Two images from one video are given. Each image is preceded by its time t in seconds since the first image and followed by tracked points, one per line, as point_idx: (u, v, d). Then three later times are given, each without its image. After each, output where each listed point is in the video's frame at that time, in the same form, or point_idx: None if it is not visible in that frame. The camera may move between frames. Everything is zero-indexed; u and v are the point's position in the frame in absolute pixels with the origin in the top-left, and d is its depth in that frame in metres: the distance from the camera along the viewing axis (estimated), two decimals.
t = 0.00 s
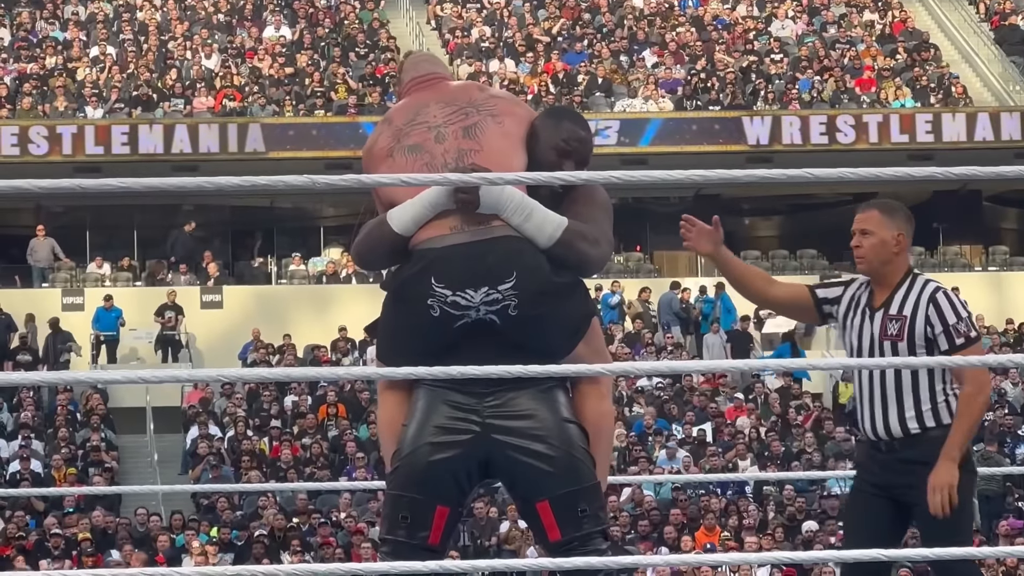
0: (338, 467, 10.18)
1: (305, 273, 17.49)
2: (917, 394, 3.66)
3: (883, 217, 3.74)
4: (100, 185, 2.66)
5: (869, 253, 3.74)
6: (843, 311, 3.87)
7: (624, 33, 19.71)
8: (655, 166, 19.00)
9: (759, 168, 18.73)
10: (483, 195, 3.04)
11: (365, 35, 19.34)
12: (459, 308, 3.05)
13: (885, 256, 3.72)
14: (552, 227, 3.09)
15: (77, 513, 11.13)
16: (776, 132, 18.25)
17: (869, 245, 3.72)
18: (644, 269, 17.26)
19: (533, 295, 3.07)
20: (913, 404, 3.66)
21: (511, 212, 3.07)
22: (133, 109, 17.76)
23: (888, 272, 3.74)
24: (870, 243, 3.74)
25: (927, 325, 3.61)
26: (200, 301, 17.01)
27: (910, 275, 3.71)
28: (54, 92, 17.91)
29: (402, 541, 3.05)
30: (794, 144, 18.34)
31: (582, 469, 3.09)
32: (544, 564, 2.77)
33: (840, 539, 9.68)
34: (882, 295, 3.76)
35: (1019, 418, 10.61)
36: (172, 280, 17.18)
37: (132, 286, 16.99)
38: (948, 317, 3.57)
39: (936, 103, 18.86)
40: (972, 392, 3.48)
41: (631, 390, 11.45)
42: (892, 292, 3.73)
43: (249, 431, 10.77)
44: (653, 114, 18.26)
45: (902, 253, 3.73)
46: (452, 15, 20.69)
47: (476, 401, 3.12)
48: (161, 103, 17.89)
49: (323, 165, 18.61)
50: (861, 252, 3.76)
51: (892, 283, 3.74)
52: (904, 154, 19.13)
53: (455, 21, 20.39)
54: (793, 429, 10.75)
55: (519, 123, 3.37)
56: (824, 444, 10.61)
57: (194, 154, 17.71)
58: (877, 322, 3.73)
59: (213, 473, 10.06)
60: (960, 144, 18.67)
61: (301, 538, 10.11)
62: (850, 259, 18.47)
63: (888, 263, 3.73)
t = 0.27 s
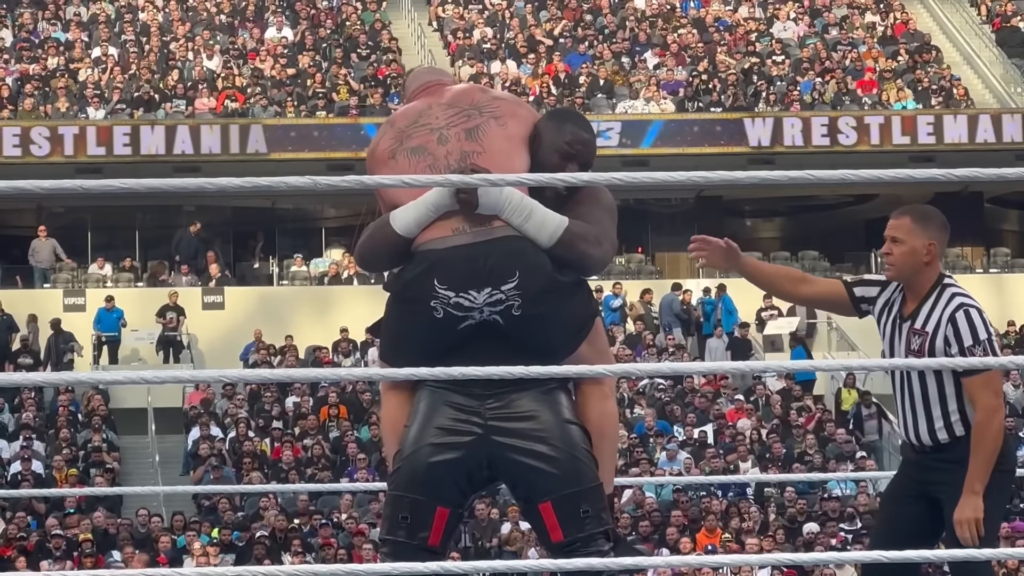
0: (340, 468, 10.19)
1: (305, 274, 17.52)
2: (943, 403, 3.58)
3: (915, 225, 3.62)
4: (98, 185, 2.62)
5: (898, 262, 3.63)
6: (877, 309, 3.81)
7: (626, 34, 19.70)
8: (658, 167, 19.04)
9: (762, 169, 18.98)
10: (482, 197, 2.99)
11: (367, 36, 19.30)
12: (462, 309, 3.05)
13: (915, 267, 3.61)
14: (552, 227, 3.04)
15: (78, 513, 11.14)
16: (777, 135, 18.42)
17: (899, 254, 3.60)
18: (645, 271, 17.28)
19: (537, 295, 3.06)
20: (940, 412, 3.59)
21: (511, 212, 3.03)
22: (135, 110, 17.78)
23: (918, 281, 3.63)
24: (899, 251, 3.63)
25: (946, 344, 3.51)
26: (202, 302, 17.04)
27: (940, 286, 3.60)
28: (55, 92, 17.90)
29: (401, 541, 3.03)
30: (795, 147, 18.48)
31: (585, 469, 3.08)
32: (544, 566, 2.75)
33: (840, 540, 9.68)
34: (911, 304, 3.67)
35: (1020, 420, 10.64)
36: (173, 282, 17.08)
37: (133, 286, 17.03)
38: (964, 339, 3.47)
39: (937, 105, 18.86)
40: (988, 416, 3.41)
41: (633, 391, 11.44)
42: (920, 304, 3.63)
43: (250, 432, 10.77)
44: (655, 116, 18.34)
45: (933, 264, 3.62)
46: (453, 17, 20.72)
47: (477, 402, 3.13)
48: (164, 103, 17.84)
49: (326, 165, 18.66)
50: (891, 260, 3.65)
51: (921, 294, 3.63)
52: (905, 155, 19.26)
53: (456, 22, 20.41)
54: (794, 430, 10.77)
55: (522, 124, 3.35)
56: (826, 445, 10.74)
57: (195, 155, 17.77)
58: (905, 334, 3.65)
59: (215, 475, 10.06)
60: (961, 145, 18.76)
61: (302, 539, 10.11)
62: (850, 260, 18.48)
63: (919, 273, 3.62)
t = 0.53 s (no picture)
0: (340, 470, 10.23)
1: (307, 277, 17.47)
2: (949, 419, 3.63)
3: (925, 247, 3.65)
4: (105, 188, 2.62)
5: (907, 283, 3.67)
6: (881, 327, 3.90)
7: (626, 38, 19.68)
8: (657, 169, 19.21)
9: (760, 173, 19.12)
10: (482, 200, 3.03)
11: (369, 40, 19.35)
12: (462, 313, 3.09)
13: (922, 289, 3.66)
14: (552, 232, 3.09)
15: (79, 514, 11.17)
16: (777, 139, 18.43)
17: (908, 276, 3.65)
18: (644, 274, 17.34)
19: (537, 299, 3.11)
20: (944, 430, 3.64)
21: (510, 217, 3.06)
22: (137, 114, 17.82)
23: (926, 302, 3.69)
24: (909, 272, 3.67)
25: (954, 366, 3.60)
26: (203, 304, 17.05)
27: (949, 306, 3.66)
28: (59, 96, 17.91)
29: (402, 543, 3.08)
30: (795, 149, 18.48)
31: (585, 471, 3.12)
32: (543, 568, 2.77)
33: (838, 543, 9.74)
34: (917, 324, 3.75)
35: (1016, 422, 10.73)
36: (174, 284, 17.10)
37: (135, 289, 17.05)
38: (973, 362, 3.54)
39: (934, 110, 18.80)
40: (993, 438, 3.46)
41: (632, 393, 11.48)
42: (927, 323, 3.70)
43: (251, 434, 10.83)
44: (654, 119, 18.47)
45: (939, 286, 3.67)
46: (454, 21, 20.77)
47: (477, 403, 3.18)
48: (165, 106, 17.83)
49: (327, 169, 18.69)
50: (900, 280, 3.69)
51: (928, 314, 3.70)
52: (903, 159, 19.32)
53: (457, 26, 20.51)
54: (793, 432, 10.78)
55: (521, 129, 3.40)
56: (825, 448, 10.79)
57: (197, 157, 17.85)
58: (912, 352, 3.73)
59: (216, 476, 10.10)
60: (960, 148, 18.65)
61: (303, 540, 10.17)
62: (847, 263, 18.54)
63: (928, 293, 3.67)
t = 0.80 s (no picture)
0: (343, 468, 10.51)
1: (312, 279, 17.83)
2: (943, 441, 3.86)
3: (914, 276, 3.88)
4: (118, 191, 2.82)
5: (895, 308, 3.92)
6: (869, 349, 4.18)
7: (622, 48, 20.18)
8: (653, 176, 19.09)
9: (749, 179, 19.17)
10: (480, 202, 3.06)
11: (372, 48, 19.84)
12: (460, 311, 3.13)
13: (907, 314, 3.92)
14: (549, 233, 3.12)
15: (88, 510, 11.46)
16: (769, 146, 18.63)
17: (896, 303, 3.90)
18: (640, 277, 17.59)
19: (534, 300, 3.14)
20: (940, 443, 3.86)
21: (508, 217, 3.09)
22: (145, 120, 18.21)
23: (913, 327, 3.96)
24: (898, 298, 3.92)
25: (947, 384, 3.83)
26: (210, 306, 17.30)
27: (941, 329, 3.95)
28: (69, 102, 18.34)
29: (402, 538, 3.13)
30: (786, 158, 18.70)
31: (581, 468, 3.17)
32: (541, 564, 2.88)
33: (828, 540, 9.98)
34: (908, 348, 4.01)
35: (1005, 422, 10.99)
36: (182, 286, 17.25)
37: (145, 292, 17.23)
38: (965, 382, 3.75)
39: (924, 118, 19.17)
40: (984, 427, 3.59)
41: (627, 393, 11.71)
42: (918, 346, 3.97)
43: (256, 433, 11.11)
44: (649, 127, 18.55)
45: (927, 311, 3.93)
46: (454, 30, 21.09)
47: (475, 401, 3.22)
48: (173, 113, 18.31)
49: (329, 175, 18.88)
50: (887, 306, 3.95)
51: (917, 338, 3.97)
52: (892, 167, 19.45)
53: (457, 36, 20.78)
54: (783, 432, 11.15)
55: (519, 134, 3.44)
56: (815, 447, 11.03)
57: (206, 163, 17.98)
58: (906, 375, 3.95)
59: (222, 473, 10.38)
60: (948, 156, 18.85)
61: (306, 536, 10.46)
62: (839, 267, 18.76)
63: (916, 317, 3.94)
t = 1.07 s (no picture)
0: (359, 453, 11.66)
1: (330, 283, 19.02)
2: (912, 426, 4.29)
3: (898, 280, 4.44)
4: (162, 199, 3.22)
5: (882, 308, 4.50)
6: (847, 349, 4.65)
7: (611, 74, 21.71)
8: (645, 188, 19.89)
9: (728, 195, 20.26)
10: (483, 212, 3.43)
11: (385, 74, 21.49)
12: (465, 310, 3.46)
13: (892, 313, 4.48)
14: (546, 240, 3.48)
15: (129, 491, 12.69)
16: (744, 163, 19.69)
17: (881, 304, 4.48)
18: (627, 282, 18.84)
19: (532, 300, 3.48)
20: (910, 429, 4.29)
21: (509, 226, 3.45)
22: (182, 139, 19.37)
23: (894, 325, 4.52)
24: (883, 299, 4.50)
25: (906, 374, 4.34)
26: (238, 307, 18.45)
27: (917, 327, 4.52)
28: (112, 123, 19.54)
29: (413, 514, 3.38)
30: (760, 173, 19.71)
31: (576, 452, 3.41)
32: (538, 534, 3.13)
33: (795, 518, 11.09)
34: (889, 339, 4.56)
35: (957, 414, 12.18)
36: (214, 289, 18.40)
37: (179, 294, 18.37)
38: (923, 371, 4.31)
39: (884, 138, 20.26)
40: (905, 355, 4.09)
41: (615, 386, 12.97)
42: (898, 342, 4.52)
43: (281, 421, 12.31)
44: (637, 146, 19.60)
45: (907, 314, 4.50)
46: (461, 58, 22.74)
47: (480, 389, 3.46)
48: (205, 134, 19.46)
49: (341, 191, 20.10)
50: (874, 305, 4.53)
51: (897, 336, 4.53)
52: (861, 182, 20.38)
53: (463, 64, 22.33)
54: (757, 422, 12.34)
55: (520, 147, 3.81)
56: (783, 436, 12.17)
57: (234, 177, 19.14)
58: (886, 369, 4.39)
59: (249, 457, 11.60)
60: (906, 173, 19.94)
61: (326, 514, 11.62)
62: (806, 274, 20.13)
63: (898, 317, 4.50)
